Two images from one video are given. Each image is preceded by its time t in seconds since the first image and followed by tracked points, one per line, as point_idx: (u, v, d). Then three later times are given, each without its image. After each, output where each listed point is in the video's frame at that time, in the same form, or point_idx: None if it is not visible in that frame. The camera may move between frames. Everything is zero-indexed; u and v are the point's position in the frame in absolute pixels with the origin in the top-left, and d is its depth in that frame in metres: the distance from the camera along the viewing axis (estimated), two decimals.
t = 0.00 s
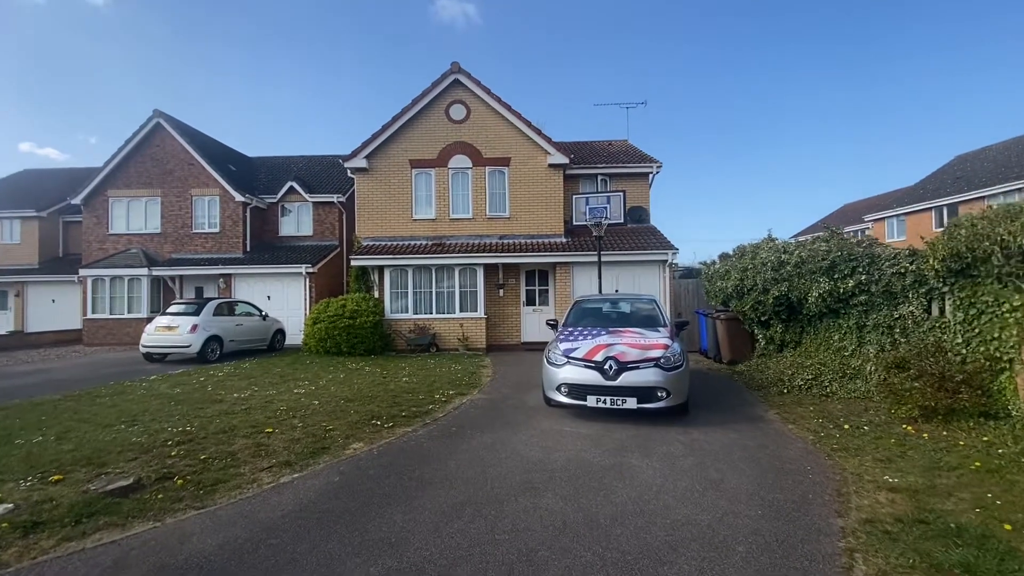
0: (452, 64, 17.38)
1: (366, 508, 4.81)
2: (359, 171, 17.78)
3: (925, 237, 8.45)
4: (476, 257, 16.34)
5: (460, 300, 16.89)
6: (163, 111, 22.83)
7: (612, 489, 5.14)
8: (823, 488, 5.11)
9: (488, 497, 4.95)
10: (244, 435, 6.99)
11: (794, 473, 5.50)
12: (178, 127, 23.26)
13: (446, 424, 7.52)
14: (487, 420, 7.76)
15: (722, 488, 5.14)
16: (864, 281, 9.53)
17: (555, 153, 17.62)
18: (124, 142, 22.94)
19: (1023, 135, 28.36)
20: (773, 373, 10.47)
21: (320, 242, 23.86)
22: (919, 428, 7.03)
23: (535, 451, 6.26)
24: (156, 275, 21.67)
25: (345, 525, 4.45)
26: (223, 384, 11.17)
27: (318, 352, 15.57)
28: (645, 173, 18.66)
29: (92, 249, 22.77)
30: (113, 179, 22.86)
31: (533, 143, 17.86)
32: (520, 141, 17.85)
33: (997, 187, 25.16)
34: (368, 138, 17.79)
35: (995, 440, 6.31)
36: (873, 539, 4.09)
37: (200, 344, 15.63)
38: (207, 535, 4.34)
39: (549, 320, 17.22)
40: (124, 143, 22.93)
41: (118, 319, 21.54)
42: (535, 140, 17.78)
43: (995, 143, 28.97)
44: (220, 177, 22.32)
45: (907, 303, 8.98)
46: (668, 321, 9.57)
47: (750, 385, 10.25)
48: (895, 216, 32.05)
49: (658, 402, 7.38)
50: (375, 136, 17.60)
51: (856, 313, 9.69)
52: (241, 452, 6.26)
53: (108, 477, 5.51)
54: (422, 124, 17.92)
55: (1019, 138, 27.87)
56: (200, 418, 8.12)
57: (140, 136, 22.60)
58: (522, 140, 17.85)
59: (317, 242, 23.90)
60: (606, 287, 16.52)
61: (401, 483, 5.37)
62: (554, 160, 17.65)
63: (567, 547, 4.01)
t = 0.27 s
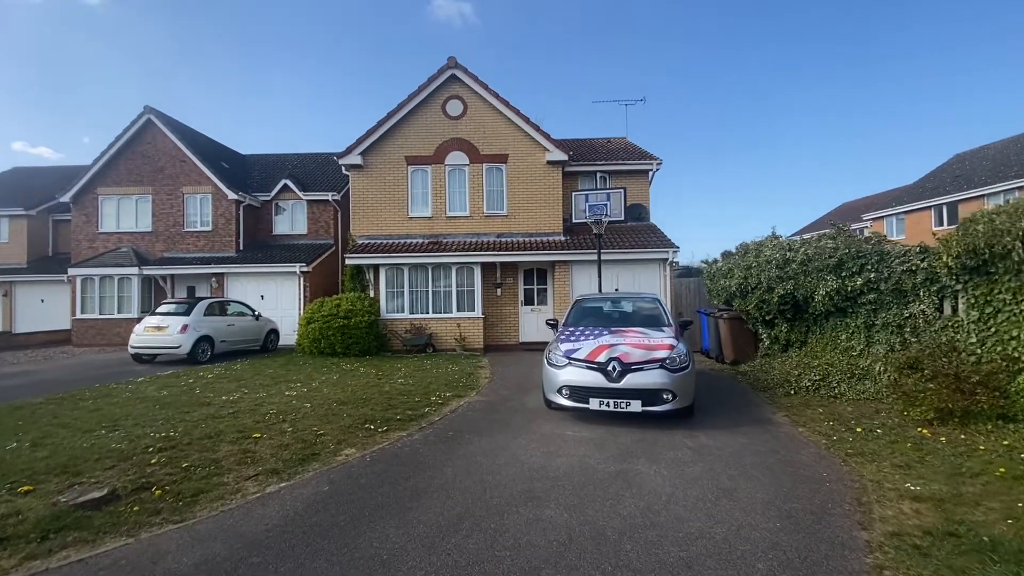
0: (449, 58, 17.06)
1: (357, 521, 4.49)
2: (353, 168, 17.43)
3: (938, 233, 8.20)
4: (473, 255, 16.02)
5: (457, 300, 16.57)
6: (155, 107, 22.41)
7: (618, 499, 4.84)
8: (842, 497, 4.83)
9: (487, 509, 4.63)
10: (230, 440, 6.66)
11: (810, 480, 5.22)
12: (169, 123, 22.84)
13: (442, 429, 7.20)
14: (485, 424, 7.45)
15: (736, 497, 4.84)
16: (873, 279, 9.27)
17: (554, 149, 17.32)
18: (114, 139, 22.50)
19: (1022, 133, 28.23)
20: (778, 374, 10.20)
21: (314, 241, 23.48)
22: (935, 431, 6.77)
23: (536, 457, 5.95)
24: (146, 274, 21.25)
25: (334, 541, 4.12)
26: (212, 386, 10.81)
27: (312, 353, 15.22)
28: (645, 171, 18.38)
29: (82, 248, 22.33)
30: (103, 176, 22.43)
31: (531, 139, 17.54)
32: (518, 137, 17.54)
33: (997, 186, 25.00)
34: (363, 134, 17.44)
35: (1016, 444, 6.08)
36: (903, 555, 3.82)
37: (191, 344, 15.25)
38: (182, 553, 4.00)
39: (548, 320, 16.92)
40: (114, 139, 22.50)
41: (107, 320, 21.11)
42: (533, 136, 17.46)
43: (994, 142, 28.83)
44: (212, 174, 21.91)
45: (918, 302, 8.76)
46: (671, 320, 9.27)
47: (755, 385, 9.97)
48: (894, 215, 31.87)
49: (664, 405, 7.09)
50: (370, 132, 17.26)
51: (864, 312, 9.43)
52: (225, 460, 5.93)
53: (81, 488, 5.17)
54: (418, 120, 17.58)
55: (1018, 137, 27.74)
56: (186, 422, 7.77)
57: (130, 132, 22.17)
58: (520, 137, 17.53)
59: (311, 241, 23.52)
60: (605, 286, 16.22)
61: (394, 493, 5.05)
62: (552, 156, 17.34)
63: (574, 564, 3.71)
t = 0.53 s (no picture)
0: (443, 53, 16.67)
1: (340, 542, 4.12)
2: (346, 165, 17.02)
3: (951, 231, 7.91)
4: (468, 254, 15.64)
5: (452, 300, 16.18)
6: (142, 104, 21.89)
7: (624, 516, 4.49)
8: (864, 512, 4.50)
9: (482, 528, 4.26)
10: (209, 450, 6.26)
11: (827, 493, 4.89)
12: (157, 120, 22.34)
13: (435, 437, 6.83)
14: (481, 431, 7.08)
15: (750, 513, 4.50)
16: (883, 278, 8.96)
17: (551, 146, 16.96)
18: (100, 135, 21.97)
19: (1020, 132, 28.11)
20: (783, 376, 9.89)
21: (306, 240, 23.03)
22: (952, 438, 6.46)
23: (534, 468, 5.60)
24: (134, 274, 20.75)
25: (313, 567, 3.75)
26: (196, 390, 10.38)
27: (303, 355, 14.81)
28: (643, 168, 18.06)
29: (67, 248, 21.79)
30: (89, 174, 21.91)
31: (528, 136, 17.18)
32: (515, 134, 17.17)
33: (996, 185, 24.83)
34: (356, 131, 17.04)
35: None
36: None
37: (177, 346, 14.80)
38: None
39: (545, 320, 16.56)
40: (101, 136, 21.97)
41: (93, 321, 20.59)
42: (530, 133, 17.09)
43: (991, 141, 28.71)
44: (201, 171, 21.43)
45: (929, 302, 8.44)
46: (674, 321, 8.94)
47: (760, 388, 9.65)
48: (892, 214, 31.71)
49: (668, 410, 6.75)
50: (363, 129, 16.86)
51: (872, 312, 9.12)
52: (202, 473, 5.54)
53: (41, 505, 4.76)
54: (412, 116, 17.19)
55: (1016, 135, 27.62)
56: (164, 430, 7.36)
57: (117, 129, 21.66)
58: (516, 133, 17.17)
59: (303, 240, 23.07)
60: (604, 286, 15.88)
61: (382, 509, 4.67)
62: (549, 154, 16.99)
63: None
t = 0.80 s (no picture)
0: (437, 50, 16.30)
1: None
2: (337, 165, 16.61)
3: (963, 233, 7.63)
4: (462, 256, 15.27)
5: (446, 303, 15.80)
6: (128, 101, 21.37)
7: (630, 542, 4.15)
8: (887, 535, 4.18)
9: (476, 556, 3.92)
10: (184, 468, 5.87)
11: (846, 514, 4.57)
12: (144, 118, 21.82)
13: (427, 450, 6.46)
14: (476, 443, 6.73)
15: (766, 538, 4.17)
16: (890, 282, 8.68)
17: (547, 146, 16.63)
18: (85, 134, 21.44)
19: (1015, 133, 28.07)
20: (787, 382, 9.59)
21: (297, 241, 22.57)
22: (968, 450, 6.15)
23: (532, 486, 5.25)
24: (119, 276, 20.21)
25: None
26: (178, 398, 9.95)
27: (292, 359, 14.38)
28: (641, 168, 17.76)
29: (51, 249, 21.22)
30: (73, 173, 21.36)
31: (523, 135, 16.83)
32: (510, 133, 16.83)
33: (992, 186, 24.74)
34: (347, 130, 16.64)
35: None
36: None
37: (161, 351, 14.32)
38: None
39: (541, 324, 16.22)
40: (85, 134, 21.44)
41: (77, 324, 20.03)
42: (525, 132, 16.75)
43: (987, 142, 28.67)
44: (189, 171, 20.94)
45: (939, 306, 8.14)
46: (677, 325, 8.60)
47: (764, 394, 9.34)
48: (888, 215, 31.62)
49: (672, 421, 6.43)
50: (355, 127, 16.46)
51: (880, 316, 8.83)
52: (174, 495, 5.16)
53: None
54: (405, 115, 16.81)
55: (1012, 136, 27.57)
56: (138, 443, 6.95)
57: (102, 127, 21.13)
58: (512, 132, 16.82)
59: (294, 241, 22.61)
60: (601, 288, 15.56)
61: (367, 535, 4.30)
62: (546, 153, 16.65)
63: None
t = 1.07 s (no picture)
0: (433, 46, 15.98)
1: None
2: (330, 163, 16.25)
3: (977, 231, 7.39)
4: (458, 256, 14.93)
5: (442, 304, 15.45)
6: (116, 98, 20.92)
7: (641, 561, 3.84)
8: (917, 554, 3.89)
9: None
10: (161, 480, 5.51)
11: (869, 529, 4.28)
12: (133, 115, 21.38)
13: (421, 460, 6.13)
14: (473, 452, 6.39)
15: (787, 557, 3.87)
16: (901, 281, 8.42)
17: (545, 144, 16.33)
18: (72, 131, 20.97)
19: (1013, 134, 28.02)
20: (793, 384, 9.29)
21: (290, 241, 22.16)
22: (988, 457, 5.87)
23: (533, 499, 4.92)
24: (106, 276, 19.74)
25: None
26: (162, 403, 9.56)
27: (283, 362, 14.00)
28: (640, 167, 17.49)
29: (36, 249, 20.73)
30: (60, 171, 20.88)
31: (521, 133, 16.52)
32: (507, 131, 16.52)
33: (991, 186, 24.64)
34: (340, 127, 16.28)
35: None
36: None
37: (148, 353, 13.90)
38: None
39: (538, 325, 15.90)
40: (72, 132, 20.97)
41: (63, 325, 19.54)
42: (523, 129, 16.45)
43: (985, 143, 28.61)
44: (179, 169, 20.50)
45: (953, 307, 7.88)
46: (680, 327, 8.29)
47: (770, 398, 9.05)
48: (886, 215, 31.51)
49: (678, 428, 6.12)
50: (348, 124, 16.12)
51: (890, 317, 8.56)
52: (149, 511, 4.81)
53: None
54: (399, 112, 16.47)
55: (1009, 137, 27.51)
56: (115, 453, 6.57)
57: (90, 124, 20.68)
58: (509, 130, 16.52)
59: (287, 241, 22.20)
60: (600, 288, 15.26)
61: (356, 556, 3.97)
62: (543, 151, 16.35)
63: None
